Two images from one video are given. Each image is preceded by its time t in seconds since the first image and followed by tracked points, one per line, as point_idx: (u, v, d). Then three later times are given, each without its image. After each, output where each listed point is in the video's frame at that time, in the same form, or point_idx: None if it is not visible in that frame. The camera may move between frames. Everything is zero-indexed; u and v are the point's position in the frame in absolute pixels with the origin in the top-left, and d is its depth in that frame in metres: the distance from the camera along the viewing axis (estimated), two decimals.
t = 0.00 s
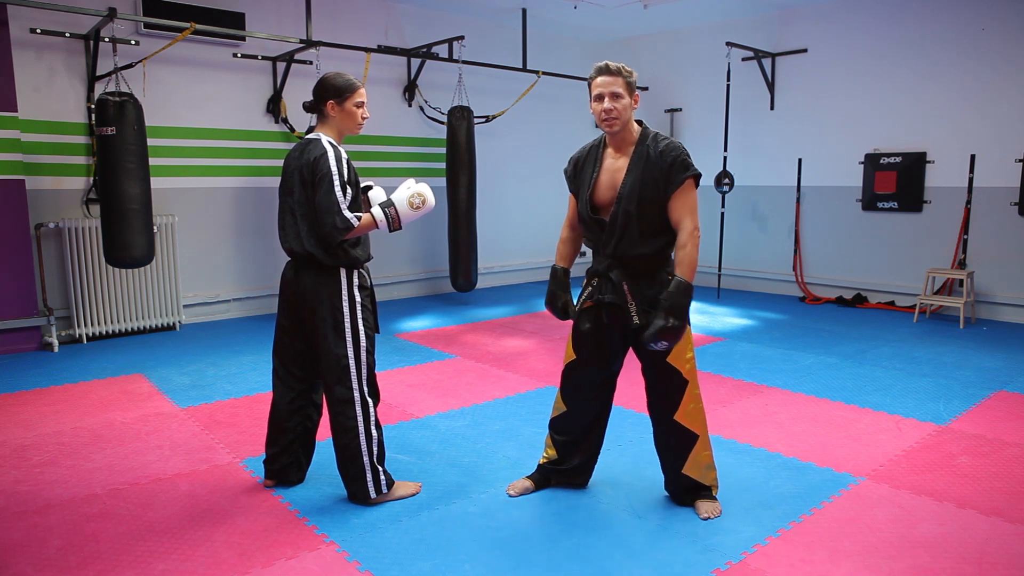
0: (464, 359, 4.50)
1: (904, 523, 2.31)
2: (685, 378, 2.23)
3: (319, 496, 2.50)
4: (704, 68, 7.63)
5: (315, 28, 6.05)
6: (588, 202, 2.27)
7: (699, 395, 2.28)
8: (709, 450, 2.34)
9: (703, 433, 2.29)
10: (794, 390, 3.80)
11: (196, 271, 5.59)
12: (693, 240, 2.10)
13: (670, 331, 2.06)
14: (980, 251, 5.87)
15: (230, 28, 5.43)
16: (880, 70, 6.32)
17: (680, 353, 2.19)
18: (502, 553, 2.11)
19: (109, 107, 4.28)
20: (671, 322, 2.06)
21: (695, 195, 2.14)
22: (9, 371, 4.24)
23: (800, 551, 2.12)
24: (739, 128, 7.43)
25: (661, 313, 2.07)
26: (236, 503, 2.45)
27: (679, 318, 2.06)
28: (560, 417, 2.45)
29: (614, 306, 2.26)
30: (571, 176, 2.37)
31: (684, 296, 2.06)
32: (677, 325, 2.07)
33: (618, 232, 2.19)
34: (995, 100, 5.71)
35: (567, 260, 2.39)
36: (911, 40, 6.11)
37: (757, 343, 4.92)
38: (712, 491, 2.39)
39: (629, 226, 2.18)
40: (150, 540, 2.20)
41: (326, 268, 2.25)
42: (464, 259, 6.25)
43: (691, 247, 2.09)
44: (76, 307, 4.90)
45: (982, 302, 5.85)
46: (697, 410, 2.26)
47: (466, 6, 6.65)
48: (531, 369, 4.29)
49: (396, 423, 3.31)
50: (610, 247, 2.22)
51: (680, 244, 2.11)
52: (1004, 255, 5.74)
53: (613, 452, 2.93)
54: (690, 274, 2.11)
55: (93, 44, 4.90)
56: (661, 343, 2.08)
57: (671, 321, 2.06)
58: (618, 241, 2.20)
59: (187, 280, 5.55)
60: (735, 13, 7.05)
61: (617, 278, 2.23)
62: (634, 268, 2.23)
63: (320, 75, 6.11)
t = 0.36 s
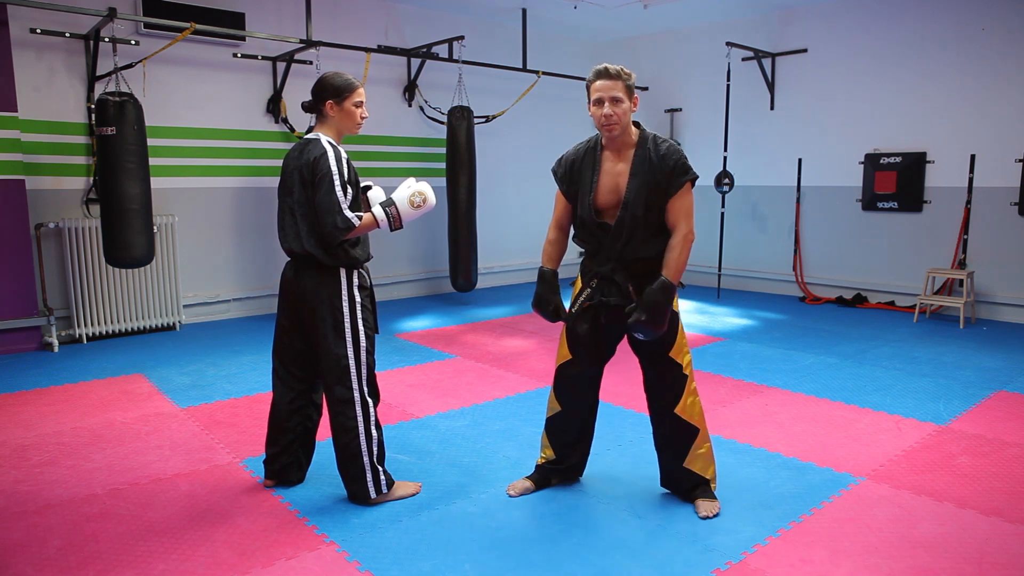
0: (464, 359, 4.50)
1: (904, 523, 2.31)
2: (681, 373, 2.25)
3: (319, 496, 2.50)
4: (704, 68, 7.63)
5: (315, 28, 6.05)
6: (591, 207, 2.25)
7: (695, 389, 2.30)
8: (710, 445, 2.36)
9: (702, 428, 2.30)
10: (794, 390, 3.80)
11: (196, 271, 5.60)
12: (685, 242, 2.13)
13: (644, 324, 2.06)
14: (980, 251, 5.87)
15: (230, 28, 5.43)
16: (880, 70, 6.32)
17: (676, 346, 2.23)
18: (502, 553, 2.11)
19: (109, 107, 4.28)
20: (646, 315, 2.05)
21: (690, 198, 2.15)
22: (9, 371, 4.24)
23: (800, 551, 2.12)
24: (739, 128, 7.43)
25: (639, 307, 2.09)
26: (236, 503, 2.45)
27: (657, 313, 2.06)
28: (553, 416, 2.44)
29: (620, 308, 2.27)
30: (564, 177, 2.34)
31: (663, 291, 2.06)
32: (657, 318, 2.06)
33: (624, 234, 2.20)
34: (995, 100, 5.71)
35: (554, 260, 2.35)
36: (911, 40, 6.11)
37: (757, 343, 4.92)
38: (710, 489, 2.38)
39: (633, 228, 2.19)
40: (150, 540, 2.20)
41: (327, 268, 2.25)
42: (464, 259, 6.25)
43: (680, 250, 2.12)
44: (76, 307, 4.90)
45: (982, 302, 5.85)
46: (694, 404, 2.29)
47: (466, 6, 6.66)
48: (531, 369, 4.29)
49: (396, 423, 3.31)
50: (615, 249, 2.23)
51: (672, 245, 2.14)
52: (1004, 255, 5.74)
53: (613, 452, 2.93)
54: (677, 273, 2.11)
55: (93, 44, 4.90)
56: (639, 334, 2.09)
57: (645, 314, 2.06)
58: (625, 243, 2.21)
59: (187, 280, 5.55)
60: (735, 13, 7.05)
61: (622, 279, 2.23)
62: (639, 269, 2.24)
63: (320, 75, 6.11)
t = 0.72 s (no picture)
0: (464, 359, 4.50)
1: (904, 523, 2.31)
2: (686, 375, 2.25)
3: (319, 497, 2.50)
4: (704, 68, 7.63)
5: (315, 28, 6.05)
6: (593, 202, 2.25)
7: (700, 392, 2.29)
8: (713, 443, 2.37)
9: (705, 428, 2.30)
10: (794, 390, 3.80)
11: (196, 271, 5.60)
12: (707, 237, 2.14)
13: (694, 329, 2.08)
14: (980, 251, 5.87)
15: (230, 28, 5.43)
16: (880, 70, 6.32)
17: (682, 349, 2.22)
18: (502, 553, 2.11)
19: (109, 107, 4.28)
20: (695, 319, 2.08)
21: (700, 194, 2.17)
22: (9, 371, 4.24)
23: (800, 551, 2.12)
24: (740, 128, 7.43)
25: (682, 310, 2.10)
26: (236, 503, 2.45)
27: (704, 315, 2.08)
28: (554, 417, 2.44)
29: (615, 306, 2.26)
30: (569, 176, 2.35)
31: (704, 294, 2.09)
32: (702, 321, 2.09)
33: (623, 231, 2.20)
34: (995, 100, 5.71)
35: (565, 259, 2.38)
36: (911, 40, 6.11)
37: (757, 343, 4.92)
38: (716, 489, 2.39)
39: (634, 226, 2.19)
40: (150, 540, 2.20)
41: (326, 268, 2.25)
42: (464, 259, 6.25)
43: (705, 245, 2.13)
44: (76, 307, 4.90)
45: (982, 302, 5.85)
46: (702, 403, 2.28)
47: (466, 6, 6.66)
48: (531, 369, 4.29)
49: (396, 423, 3.31)
50: (613, 246, 2.23)
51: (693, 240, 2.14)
52: (1004, 255, 5.74)
53: (613, 452, 2.93)
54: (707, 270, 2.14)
55: (92, 44, 4.90)
56: (686, 339, 2.11)
57: (694, 318, 2.08)
58: (623, 240, 2.21)
59: (187, 280, 5.55)
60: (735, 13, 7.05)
61: (620, 276, 2.23)
62: (637, 267, 2.24)
63: (320, 75, 6.11)
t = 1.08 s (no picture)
0: (464, 359, 4.50)
1: (904, 523, 2.31)
2: (684, 378, 2.24)
3: (319, 496, 2.51)
4: (704, 68, 7.62)
5: (315, 28, 6.05)
6: (590, 200, 2.30)
7: (701, 395, 2.28)
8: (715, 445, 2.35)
9: (705, 432, 2.29)
10: (794, 390, 3.80)
11: (197, 271, 5.60)
12: (694, 224, 2.07)
13: (607, 242, 1.99)
14: (980, 251, 5.87)
15: (230, 28, 5.43)
16: (880, 70, 6.32)
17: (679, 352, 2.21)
18: (502, 553, 2.11)
19: (109, 107, 4.28)
20: (619, 240, 1.98)
21: (700, 190, 2.11)
22: (9, 371, 4.24)
23: (800, 551, 2.12)
24: (740, 128, 7.43)
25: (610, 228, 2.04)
26: (236, 503, 2.45)
27: (622, 240, 1.98)
28: (561, 417, 2.45)
29: (610, 306, 2.27)
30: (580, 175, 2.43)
31: (645, 237, 1.99)
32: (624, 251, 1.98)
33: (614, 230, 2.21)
34: (996, 100, 5.71)
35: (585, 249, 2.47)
36: (911, 40, 6.11)
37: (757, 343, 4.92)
38: (717, 490, 2.39)
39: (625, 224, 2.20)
40: (150, 540, 2.20)
41: (327, 268, 2.25)
42: (464, 259, 6.26)
43: (687, 227, 2.05)
44: (76, 307, 4.90)
45: (982, 302, 5.85)
46: (700, 413, 2.27)
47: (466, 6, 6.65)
48: (531, 369, 4.29)
49: (396, 423, 3.31)
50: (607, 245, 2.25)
51: (675, 220, 2.10)
52: (1004, 255, 5.74)
53: (613, 452, 2.93)
54: (665, 242, 2.04)
55: (93, 44, 4.90)
56: (593, 244, 2.00)
57: (618, 237, 1.99)
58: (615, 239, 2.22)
59: (187, 280, 5.55)
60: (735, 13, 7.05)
61: (614, 276, 2.24)
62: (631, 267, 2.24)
63: (320, 75, 6.11)
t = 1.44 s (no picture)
0: (464, 359, 4.50)
1: (904, 523, 2.31)
2: (685, 378, 2.23)
3: (319, 496, 2.51)
4: (704, 68, 7.62)
5: (315, 28, 6.05)
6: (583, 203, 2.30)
7: (703, 394, 2.27)
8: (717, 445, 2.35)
9: (708, 432, 2.29)
10: (794, 390, 3.80)
11: (197, 272, 5.60)
12: (688, 204, 2.05)
13: (604, 165, 2.00)
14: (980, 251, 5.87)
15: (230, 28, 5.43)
16: (880, 70, 6.32)
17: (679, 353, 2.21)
18: (502, 553, 2.11)
19: (109, 107, 4.28)
20: (619, 171, 1.99)
21: (691, 184, 2.13)
22: (9, 371, 4.24)
23: (800, 551, 2.12)
24: (740, 128, 7.43)
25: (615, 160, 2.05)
26: (236, 503, 2.45)
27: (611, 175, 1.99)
28: (558, 417, 2.45)
29: (609, 306, 2.27)
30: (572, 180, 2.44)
31: (639, 183, 1.99)
32: (616, 184, 1.99)
33: (610, 230, 2.22)
34: (996, 100, 5.71)
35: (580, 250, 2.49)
36: (911, 40, 6.11)
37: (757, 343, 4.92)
38: (720, 490, 2.38)
39: (619, 225, 2.21)
40: (150, 540, 2.20)
41: (337, 268, 2.25)
42: (464, 259, 6.25)
43: (678, 204, 2.03)
44: (76, 307, 4.90)
45: (983, 302, 5.85)
46: (703, 411, 2.27)
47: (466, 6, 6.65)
48: (530, 369, 4.29)
49: (396, 423, 3.31)
50: (605, 246, 2.25)
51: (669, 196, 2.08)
52: (1004, 255, 5.74)
53: (613, 452, 2.93)
54: (654, 206, 2.01)
55: (93, 44, 4.90)
56: (592, 159, 2.01)
57: (617, 168, 2.00)
58: (611, 241, 2.23)
59: (187, 280, 5.55)
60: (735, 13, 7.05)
61: (613, 276, 2.25)
62: (630, 268, 2.24)
63: (320, 75, 6.10)
